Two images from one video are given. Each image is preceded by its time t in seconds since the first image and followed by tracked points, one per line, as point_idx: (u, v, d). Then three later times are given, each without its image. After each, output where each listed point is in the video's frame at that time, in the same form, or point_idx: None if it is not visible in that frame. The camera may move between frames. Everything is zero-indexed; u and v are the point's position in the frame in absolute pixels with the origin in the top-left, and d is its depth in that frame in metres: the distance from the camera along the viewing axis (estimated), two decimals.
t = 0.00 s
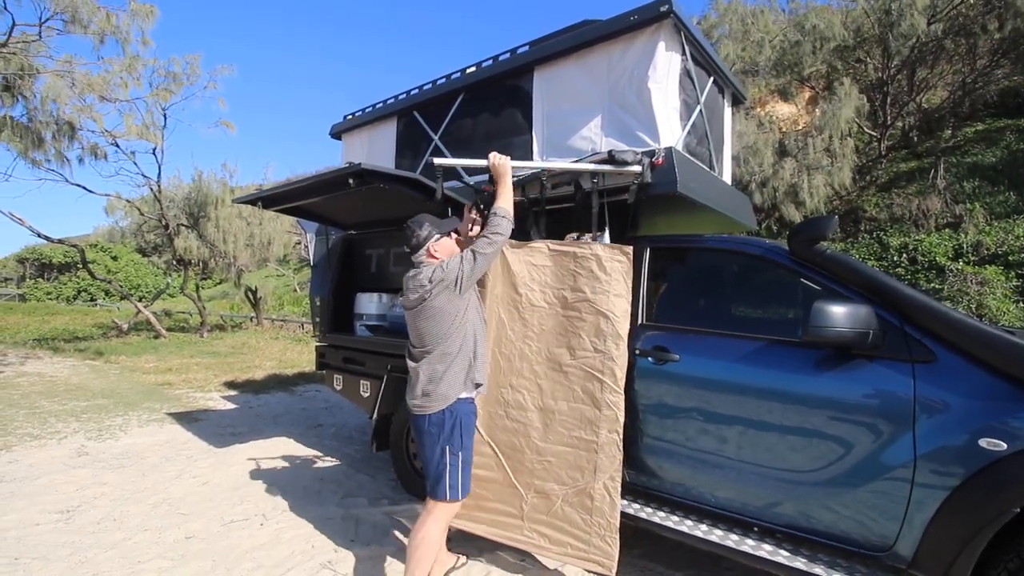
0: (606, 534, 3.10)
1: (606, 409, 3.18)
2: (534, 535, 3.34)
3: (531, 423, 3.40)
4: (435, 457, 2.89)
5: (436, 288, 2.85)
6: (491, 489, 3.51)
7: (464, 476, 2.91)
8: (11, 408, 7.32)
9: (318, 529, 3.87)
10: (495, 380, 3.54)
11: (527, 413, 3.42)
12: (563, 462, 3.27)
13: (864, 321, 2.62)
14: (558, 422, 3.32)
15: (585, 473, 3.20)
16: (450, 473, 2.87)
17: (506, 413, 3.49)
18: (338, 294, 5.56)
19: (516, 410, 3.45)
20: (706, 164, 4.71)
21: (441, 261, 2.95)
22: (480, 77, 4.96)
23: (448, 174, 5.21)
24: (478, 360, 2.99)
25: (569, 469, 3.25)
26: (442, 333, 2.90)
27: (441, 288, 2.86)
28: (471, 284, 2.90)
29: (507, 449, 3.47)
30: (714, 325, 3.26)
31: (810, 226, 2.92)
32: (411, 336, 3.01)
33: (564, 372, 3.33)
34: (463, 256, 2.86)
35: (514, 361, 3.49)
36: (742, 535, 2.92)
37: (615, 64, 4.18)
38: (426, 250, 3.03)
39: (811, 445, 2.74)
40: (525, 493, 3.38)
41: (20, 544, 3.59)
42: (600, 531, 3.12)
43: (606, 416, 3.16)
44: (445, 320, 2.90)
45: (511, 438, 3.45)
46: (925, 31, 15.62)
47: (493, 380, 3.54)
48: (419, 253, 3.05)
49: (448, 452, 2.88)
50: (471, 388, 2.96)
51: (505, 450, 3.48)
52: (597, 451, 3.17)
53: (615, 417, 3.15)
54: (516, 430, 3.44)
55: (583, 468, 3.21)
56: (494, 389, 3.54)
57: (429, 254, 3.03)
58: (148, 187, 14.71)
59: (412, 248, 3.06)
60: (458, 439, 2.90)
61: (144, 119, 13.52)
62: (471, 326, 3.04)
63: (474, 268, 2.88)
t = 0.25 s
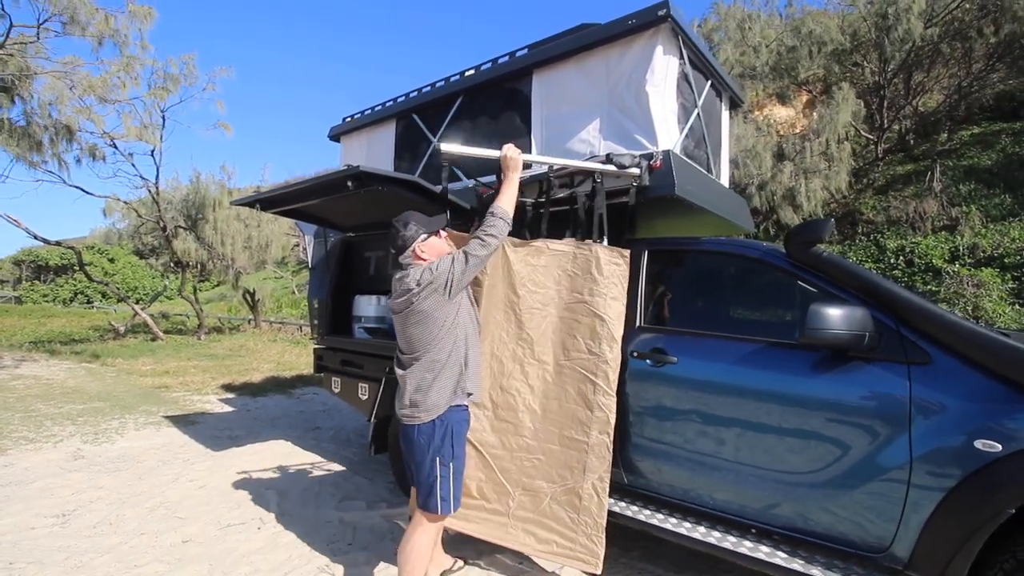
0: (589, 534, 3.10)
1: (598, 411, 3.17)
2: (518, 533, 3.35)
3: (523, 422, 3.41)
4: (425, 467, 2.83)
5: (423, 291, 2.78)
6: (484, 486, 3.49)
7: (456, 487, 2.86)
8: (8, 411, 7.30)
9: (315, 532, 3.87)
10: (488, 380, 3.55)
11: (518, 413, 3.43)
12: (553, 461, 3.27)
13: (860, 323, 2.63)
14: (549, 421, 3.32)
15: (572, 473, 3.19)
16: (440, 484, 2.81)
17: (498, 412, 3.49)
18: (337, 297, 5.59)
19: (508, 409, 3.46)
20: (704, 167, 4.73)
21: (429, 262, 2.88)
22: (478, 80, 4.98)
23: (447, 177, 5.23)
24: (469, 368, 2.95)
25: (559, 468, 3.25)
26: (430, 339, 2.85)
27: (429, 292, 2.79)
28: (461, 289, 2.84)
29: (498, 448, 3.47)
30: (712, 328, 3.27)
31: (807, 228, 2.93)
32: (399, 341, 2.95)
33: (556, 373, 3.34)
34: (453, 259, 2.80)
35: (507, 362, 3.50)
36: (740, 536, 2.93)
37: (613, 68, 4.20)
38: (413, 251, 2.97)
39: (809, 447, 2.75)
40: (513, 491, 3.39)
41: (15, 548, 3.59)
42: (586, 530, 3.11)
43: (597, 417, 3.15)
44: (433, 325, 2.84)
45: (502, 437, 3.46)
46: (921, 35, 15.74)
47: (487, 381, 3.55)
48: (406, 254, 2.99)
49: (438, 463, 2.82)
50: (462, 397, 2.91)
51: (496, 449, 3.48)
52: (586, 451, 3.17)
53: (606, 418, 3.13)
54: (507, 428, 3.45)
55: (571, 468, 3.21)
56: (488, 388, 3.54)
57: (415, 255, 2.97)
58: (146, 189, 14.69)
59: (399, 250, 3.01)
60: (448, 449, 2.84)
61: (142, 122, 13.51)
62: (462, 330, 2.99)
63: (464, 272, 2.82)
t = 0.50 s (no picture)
0: (576, 533, 3.09)
1: (590, 410, 3.18)
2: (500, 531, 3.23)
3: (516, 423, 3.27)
4: (419, 471, 2.83)
5: (411, 292, 2.78)
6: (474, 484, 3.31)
7: (450, 492, 2.85)
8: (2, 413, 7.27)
9: (311, 534, 3.86)
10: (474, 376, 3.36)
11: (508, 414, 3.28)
12: (543, 460, 3.24)
13: (854, 325, 2.64)
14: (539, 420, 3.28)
15: (562, 470, 3.19)
16: (434, 489, 2.81)
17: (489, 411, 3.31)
18: (333, 298, 5.60)
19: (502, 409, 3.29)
20: (700, 169, 4.75)
21: (416, 263, 2.88)
22: (475, 81, 4.98)
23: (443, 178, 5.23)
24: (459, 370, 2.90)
25: (549, 467, 3.22)
26: (419, 340, 2.84)
27: (417, 292, 2.79)
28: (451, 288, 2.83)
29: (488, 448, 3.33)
30: (708, 330, 3.29)
31: (803, 230, 2.94)
32: (387, 344, 2.96)
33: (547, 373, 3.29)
34: (440, 259, 2.79)
35: (506, 360, 3.33)
36: (735, 537, 2.93)
37: (609, 70, 4.21)
38: (396, 250, 2.97)
39: (804, 448, 2.76)
40: (500, 490, 3.25)
41: (9, 550, 3.57)
42: (573, 527, 3.10)
43: (589, 416, 3.16)
44: (421, 326, 2.84)
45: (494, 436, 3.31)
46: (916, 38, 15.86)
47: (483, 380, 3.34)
48: (389, 254, 2.99)
49: (431, 468, 2.82)
50: (453, 399, 2.87)
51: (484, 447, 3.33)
52: (579, 450, 3.17)
53: (598, 417, 3.15)
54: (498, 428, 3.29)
55: (558, 466, 3.20)
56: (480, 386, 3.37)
57: (399, 254, 2.97)
58: (141, 189, 14.64)
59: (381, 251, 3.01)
60: (441, 453, 2.81)
61: (137, 122, 13.47)
62: (455, 331, 2.96)
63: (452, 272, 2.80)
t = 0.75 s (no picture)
0: (578, 538, 3.02)
1: (587, 412, 3.13)
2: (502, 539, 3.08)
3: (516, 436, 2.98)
4: (408, 471, 2.83)
5: (405, 290, 2.80)
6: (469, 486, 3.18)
7: (440, 493, 2.82)
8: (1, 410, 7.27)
9: (310, 531, 3.86)
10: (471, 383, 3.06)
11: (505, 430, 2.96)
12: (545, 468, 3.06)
13: (854, 325, 2.63)
14: (536, 431, 3.04)
15: (561, 474, 3.10)
16: (423, 489, 2.79)
17: (487, 425, 3.01)
18: (332, 298, 5.59)
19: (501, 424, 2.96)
20: (699, 169, 4.75)
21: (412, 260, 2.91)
22: (474, 80, 4.98)
23: (443, 177, 5.22)
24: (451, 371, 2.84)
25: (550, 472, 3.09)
26: (412, 339, 2.84)
27: (411, 290, 2.81)
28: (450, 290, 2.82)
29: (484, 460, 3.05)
30: (709, 331, 3.29)
31: (802, 230, 2.93)
32: (382, 342, 2.98)
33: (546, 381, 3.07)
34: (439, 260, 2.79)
35: (509, 375, 2.95)
36: (733, 537, 2.93)
37: (609, 69, 4.21)
38: (397, 245, 2.97)
39: (802, 448, 2.76)
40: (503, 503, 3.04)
41: (8, 547, 3.57)
42: (575, 531, 3.04)
43: (586, 418, 3.12)
44: (415, 325, 2.84)
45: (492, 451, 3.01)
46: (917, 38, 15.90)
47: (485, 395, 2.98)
48: (390, 247, 2.99)
49: (420, 468, 2.81)
50: (443, 401, 2.83)
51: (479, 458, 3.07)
52: (574, 451, 3.11)
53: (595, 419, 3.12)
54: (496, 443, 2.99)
55: (556, 471, 3.10)
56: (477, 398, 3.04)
57: (399, 248, 2.98)
58: (141, 187, 14.63)
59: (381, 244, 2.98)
60: (430, 453, 2.80)
61: (138, 120, 13.47)
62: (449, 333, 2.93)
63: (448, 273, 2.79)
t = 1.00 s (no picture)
0: (603, 541, 2.94)
1: (607, 412, 3.07)
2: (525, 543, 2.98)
3: (537, 440, 2.95)
4: (408, 468, 2.76)
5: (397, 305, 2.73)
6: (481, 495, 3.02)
7: (442, 490, 2.76)
8: (9, 404, 7.32)
9: (315, 526, 3.88)
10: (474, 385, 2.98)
11: (525, 435, 2.90)
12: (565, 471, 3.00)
13: (861, 325, 2.62)
14: (564, 433, 3.01)
15: (583, 476, 3.03)
16: (424, 488, 2.72)
17: (505, 434, 2.87)
18: (338, 294, 5.60)
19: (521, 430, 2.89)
20: (706, 167, 4.73)
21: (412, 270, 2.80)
22: (480, 77, 4.98)
23: (448, 174, 5.22)
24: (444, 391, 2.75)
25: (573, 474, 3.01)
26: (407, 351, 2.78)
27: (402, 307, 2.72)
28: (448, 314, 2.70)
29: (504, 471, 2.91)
30: (714, 329, 3.27)
31: (809, 229, 2.91)
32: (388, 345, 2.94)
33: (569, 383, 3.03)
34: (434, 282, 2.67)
35: (531, 378, 2.93)
36: (738, 536, 2.92)
37: (615, 66, 4.20)
38: (411, 238, 2.93)
39: (807, 448, 2.75)
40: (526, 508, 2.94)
41: (17, 539, 3.59)
42: (600, 534, 2.95)
43: (607, 418, 3.05)
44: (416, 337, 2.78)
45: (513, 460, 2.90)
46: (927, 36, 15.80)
47: (505, 402, 2.87)
48: (402, 243, 2.93)
49: (420, 466, 2.73)
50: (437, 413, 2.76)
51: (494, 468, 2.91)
52: (595, 451, 3.05)
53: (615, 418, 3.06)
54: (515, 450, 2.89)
55: (579, 473, 3.03)
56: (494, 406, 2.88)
57: (411, 244, 2.93)
58: (148, 184, 14.69)
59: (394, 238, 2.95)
60: (432, 450, 2.74)
61: (145, 117, 13.53)
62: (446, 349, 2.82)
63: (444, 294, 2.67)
